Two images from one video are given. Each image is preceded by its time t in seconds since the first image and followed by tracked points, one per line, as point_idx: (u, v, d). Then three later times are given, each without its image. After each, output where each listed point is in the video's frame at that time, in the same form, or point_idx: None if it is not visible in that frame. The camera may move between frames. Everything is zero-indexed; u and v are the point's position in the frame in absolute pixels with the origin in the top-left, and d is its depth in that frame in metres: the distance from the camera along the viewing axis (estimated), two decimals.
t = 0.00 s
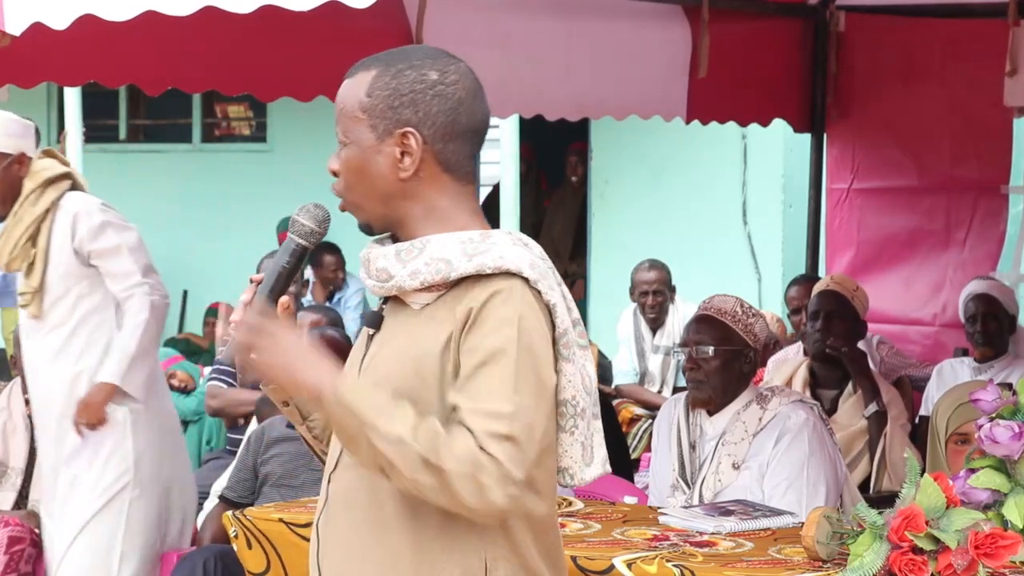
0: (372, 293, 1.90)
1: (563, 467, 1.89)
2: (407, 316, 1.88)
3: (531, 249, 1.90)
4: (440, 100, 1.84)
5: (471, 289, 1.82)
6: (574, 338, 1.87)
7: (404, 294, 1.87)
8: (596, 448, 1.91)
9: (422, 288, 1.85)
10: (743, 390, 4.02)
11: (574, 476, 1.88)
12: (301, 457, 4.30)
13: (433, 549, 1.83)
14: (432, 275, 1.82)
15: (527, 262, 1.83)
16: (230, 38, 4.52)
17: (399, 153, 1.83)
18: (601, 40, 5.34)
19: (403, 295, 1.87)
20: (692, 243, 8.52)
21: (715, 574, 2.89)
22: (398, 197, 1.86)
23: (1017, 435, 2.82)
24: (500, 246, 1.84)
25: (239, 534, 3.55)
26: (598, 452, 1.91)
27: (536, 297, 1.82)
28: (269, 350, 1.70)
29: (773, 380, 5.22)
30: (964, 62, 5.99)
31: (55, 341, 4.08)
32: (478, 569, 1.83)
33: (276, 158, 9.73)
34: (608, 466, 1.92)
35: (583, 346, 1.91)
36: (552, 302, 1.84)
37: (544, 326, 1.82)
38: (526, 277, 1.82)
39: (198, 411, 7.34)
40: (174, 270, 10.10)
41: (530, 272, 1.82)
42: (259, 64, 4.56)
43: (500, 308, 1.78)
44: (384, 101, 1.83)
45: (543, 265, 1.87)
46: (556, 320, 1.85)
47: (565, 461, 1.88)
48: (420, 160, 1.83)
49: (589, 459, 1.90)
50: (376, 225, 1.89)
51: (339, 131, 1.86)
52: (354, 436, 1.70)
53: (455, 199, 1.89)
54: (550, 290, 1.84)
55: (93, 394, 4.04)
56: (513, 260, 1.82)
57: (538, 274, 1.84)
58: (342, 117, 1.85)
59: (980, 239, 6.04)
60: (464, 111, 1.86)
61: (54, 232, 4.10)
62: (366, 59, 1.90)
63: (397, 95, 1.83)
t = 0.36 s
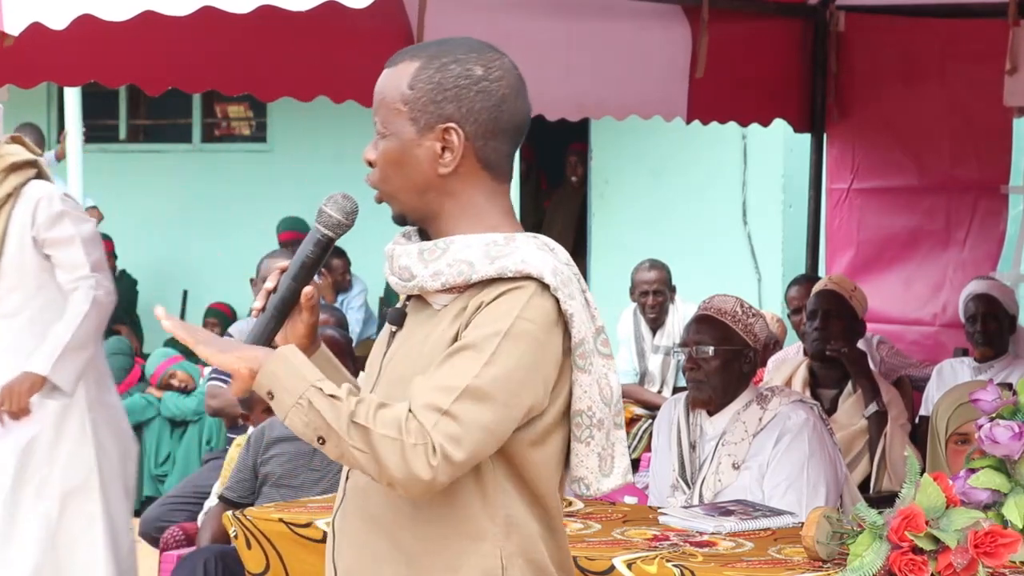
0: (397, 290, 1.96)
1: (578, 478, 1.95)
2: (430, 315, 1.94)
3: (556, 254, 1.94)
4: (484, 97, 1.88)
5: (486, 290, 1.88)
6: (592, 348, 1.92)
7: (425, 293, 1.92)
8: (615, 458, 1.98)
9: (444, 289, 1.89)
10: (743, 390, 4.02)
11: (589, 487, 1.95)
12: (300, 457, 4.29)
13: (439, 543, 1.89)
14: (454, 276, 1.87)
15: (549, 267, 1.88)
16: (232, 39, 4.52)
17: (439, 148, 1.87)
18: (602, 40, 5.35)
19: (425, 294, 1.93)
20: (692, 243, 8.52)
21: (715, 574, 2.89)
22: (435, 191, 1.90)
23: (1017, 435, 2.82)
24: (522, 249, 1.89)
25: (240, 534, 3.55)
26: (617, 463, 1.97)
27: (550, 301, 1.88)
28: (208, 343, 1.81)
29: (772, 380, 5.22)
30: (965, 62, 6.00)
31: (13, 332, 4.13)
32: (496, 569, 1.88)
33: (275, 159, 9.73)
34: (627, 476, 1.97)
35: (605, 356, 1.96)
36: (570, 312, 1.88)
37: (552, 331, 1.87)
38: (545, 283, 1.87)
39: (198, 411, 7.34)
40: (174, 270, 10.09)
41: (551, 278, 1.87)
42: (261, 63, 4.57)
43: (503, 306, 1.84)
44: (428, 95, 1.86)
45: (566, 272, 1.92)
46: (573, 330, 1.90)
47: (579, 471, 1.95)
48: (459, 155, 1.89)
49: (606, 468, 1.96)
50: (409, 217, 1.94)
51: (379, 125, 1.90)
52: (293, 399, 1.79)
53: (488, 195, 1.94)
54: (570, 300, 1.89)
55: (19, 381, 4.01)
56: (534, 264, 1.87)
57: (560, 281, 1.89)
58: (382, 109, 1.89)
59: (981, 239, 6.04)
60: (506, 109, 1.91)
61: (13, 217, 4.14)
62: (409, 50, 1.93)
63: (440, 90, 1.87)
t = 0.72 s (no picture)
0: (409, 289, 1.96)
1: (589, 482, 1.91)
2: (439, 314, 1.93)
3: (566, 254, 1.92)
4: (508, 92, 1.87)
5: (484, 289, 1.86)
6: (597, 350, 1.89)
7: (434, 291, 1.92)
8: (630, 461, 1.93)
9: (449, 287, 1.89)
10: (743, 391, 4.02)
11: (600, 491, 1.90)
12: (299, 457, 4.28)
13: (431, 535, 1.89)
14: (457, 274, 1.87)
15: (551, 267, 1.86)
16: (232, 39, 4.51)
17: (460, 142, 1.87)
18: (602, 40, 5.35)
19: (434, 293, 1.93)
20: (693, 243, 8.52)
21: (715, 574, 2.89)
22: (455, 185, 1.90)
23: (1016, 435, 2.82)
24: (526, 249, 1.88)
25: (239, 534, 3.56)
26: (630, 467, 1.93)
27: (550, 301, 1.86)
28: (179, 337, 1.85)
29: (772, 380, 5.22)
30: (965, 62, 5.99)
31: None
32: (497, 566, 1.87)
33: (275, 159, 9.73)
34: (642, 482, 1.92)
35: (617, 358, 1.95)
36: (571, 313, 1.86)
37: (549, 325, 1.86)
38: (545, 282, 1.85)
39: (198, 411, 7.34)
40: (174, 270, 10.08)
41: (551, 278, 1.85)
42: (261, 63, 4.57)
43: (496, 297, 1.84)
44: (451, 88, 1.86)
45: (572, 272, 1.89)
46: (576, 331, 1.87)
47: (589, 475, 1.90)
48: (481, 150, 1.88)
49: (618, 471, 1.92)
50: (433, 215, 1.94)
51: (402, 116, 1.90)
52: (249, 368, 1.84)
53: (510, 193, 1.92)
54: (572, 300, 1.86)
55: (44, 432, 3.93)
56: (534, 263, 1.86)
57: (562, 281, 1.87)
58: (405, 101, 1.89)
59: (981, 239, 6.04)
60: (530, 105, 1.89)
61: None
62: (436, 42, 1.92)
63: (464, 84, 1.86)
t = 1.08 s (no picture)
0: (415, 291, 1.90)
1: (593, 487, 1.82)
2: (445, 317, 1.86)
3: (566, 259, 1.84)
4: (519, 88, 1.81)
5: (489, 300, 1.78)
6: (599, 355, 1.77)
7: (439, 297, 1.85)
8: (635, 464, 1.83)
9: (450, 294, 1.81)
10: (743, 390, 4.02)
11: (606, 496, 1.81)
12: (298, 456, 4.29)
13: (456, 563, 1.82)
14: (457, 282, 1.79)
15: (548, 276, 1.77)
16: (231, 39, 4.51)
17: (469, 136, 1.81)
18: (602, 40, 5.34)
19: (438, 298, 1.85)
20: (693, 243, 8.51)
21: (715, 574, 2.89)
22: (463, 180, 1.85)
23: (1017, 435, 2.82)
24: (527, 257, 1.78)
25: (240, 535, 3.53)
26: (636, 469, 1.83)
27: (554, 313, 1.76)
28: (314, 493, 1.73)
29: (772, 379, 5.22)
30: (965, 62, 5.99)
31: None
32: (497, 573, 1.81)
33: (275, 159, 9.73)
34: (649, 484, 1.83)
35: (619, 362, 1.82)
36: (573, 320, 1.76)
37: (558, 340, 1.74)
38: (543, 293, 1.76)
39: (198, 411, 7.35)
40: (174, 270, 10.07)
41: (549, 288, 1.76)
42: (261, 64, 4.56)
43: (508, 319, 1.74)
44: (462, 82, 1.80)
45: (570, 278, 1.79)
46: (577, 338, 1.75)
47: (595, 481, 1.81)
48: (489, 144, 1.82)
49: (624, 476, 1.82)
50: (439, 209, 1.89)
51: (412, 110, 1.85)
52: (359, 521, 1.71)
53: (517, 189, 1.86)
54: (572, 307, 1.76)
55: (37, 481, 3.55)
56: (531, 272, 1.76)
57: (560, 288, 1.77)
58: (416, 94, 1.83)
59: (979, 240, 6.04)
60: (541, 102, 1.83)
61: None
62: (450, 37, 1.87)
63: (474, 78, 1.80)
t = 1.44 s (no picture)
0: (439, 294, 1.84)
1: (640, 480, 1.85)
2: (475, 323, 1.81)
3: (604, 260, 1.80)
4: (529, 87, 1.78)
5: (543, 305, 1.74)
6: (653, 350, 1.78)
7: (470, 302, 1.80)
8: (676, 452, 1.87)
9: (488, 299, 1.77)
10: (743, 390, 4.04)
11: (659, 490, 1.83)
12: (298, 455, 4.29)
13: None
14: (499, 288, 1.75)
15: (597, 279, 1.73)
16: (232, 39, 4.51)
17: (480, 137, 1.78)
18: (602, 40, 5.34)
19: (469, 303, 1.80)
20: (693, 243, 8.51)
21: (714, 573, 2.89)
22: (473, 181, 1.81)
23: (1017, 435, 2.82)
24: (571, 264, 1.75)
25: (239, 534, 3.58)
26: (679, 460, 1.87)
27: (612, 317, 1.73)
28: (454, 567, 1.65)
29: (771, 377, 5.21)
30: (965, 62, 5.98)
31: None
32: None
33: (275, 158, 9.73)
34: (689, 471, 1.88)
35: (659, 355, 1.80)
36: (629, 320, 1.73)
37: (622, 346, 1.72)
38: (596, 298, 1.72)
39: (198, 411, 7.35)
40: (173, 270, 10.06)
41: (602, 291, 1.72)
42: (261, 64, 4.56)
43: (571, 337, 1.70)
44: (472, 82, 1.78)
45: (615, 279, 1.76)
46: (635, 336, 1.75)
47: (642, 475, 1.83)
48: (500, 145, 1.78)
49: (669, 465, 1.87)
50: (446, 208, 1.85)
51: (422, 112, 1.82)
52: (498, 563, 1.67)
53: (528, 191, 1.83)
54: (626, 307, 1.74)
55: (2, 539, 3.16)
56: (582, 279, 1.72)
57: (611, 292, 1.73)
58: (426, 96, 1.81)
59: (980, 239, 6.03)
60: (552, 101, 1.79)
61: None
62: (459, 37, 1.85)
63: (485, 78, 1.77)
